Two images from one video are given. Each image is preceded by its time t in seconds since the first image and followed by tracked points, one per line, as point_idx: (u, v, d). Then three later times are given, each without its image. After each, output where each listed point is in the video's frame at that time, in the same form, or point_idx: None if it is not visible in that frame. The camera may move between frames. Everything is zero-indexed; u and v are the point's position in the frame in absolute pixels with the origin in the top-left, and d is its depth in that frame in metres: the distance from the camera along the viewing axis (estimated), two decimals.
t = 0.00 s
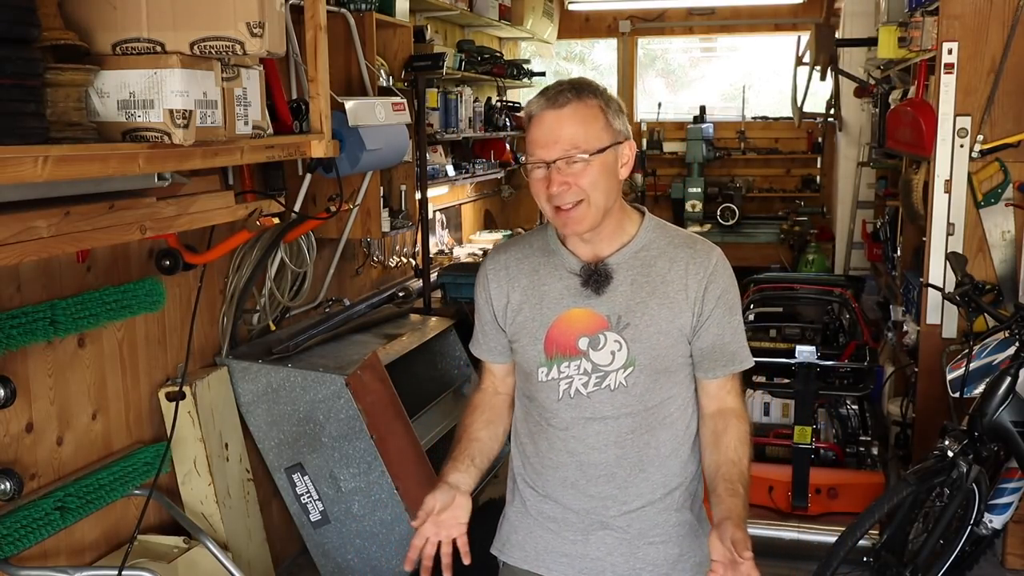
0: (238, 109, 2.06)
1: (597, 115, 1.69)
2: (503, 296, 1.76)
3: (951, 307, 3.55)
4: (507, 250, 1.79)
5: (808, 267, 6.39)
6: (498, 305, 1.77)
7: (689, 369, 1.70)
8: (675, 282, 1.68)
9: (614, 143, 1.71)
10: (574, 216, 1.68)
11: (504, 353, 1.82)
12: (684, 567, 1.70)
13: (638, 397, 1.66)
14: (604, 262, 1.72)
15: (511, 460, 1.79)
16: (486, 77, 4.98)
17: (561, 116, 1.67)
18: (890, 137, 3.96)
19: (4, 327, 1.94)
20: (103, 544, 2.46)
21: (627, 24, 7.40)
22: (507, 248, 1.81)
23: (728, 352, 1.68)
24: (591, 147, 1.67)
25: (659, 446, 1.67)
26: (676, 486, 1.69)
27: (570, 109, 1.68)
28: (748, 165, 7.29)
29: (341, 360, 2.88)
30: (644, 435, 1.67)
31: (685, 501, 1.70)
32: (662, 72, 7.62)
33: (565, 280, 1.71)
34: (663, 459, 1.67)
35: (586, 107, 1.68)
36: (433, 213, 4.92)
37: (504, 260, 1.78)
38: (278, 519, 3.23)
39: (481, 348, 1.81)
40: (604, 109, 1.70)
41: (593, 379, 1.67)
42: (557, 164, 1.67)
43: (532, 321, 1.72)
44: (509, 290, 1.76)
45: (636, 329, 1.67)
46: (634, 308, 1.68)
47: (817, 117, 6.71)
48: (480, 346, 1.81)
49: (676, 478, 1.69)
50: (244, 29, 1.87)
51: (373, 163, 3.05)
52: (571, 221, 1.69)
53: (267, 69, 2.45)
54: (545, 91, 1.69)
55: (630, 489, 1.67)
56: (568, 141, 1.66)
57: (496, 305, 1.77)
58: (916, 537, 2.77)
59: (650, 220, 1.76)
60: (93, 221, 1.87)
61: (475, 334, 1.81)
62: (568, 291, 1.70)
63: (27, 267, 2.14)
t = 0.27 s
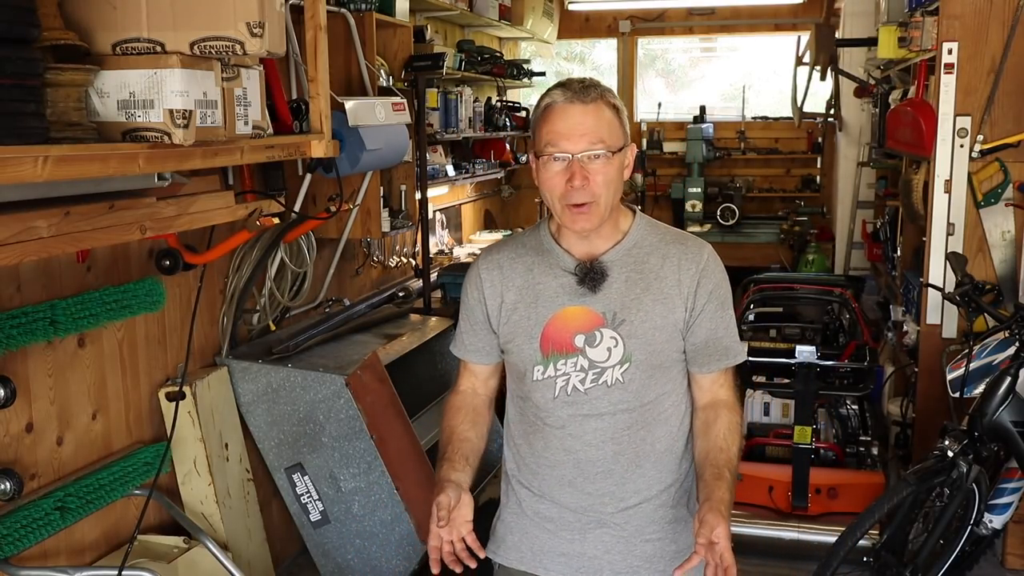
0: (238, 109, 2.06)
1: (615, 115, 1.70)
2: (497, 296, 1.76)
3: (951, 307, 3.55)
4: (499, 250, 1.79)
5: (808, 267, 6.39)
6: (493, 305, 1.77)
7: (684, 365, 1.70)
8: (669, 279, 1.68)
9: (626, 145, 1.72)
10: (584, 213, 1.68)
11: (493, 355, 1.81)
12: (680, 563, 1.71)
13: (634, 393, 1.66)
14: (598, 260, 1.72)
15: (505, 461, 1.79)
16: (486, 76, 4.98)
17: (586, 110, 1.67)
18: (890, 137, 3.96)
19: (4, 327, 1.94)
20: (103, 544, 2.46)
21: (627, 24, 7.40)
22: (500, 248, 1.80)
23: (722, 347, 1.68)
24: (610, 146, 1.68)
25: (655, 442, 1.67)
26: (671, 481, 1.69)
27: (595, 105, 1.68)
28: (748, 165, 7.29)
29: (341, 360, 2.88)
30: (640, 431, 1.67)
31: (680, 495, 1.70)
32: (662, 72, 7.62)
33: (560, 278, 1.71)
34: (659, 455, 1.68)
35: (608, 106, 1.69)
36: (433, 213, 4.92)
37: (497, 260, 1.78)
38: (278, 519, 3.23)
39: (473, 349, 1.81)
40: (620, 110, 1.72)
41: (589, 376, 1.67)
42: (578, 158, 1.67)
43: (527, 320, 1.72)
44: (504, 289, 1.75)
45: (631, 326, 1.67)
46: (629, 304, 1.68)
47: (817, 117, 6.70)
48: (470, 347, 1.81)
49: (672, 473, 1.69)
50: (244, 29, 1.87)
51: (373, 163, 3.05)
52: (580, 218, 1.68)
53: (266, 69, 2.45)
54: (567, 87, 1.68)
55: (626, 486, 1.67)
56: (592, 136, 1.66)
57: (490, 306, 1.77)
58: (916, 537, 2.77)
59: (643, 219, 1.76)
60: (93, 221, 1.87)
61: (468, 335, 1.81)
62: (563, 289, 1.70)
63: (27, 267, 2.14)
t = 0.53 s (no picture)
0: (238, 109, 2.06)
1: (619, 116, 1.70)
2: (499, 296, 1.76)
3: (951, 307, 3.55)
4: (502, 252, 1.79)
5: (808, 267, 6.39)
6: (495, 305, 1.77)
7: (685, 364, 1.70)
8: (669, 278, 1.68)
9: (629, 147, 1.72)
10: (584, 213, 1.68)
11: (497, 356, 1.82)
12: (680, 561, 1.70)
13: (635, 391, 1.66)
14: (600, 259, 1.72)
15: (507, 459, 1.79)
16: (487, 76, 4.98)
17: (590, 112, 1.67)
18: (890, 137, 3.96)
19: (4, 326, 1.94)
20: (103, 544, 2.46)
21: (627, 24, 7.40)
22: (503, 249, 1.80)
23: (723, 346, 1.68)
24: (613, 147, 1.68)
25: (656, 440, 1.67)
26: (673, 479, 1.69)
27: (599, 107, 1.68)
28: (748, 165, 7.29)
29: (341, 360, 2.88)
30: (641, 428, 1.67)
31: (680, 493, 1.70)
32: (662, 72, 7.62)
33: (561, 277, 1.71)
34: (660, 452, 1.68)
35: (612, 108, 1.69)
36: (433, 213, 4.92)
37: (499, 260, 1.78)
38: (278, 519, 3.23)
39: (476, 350, 1.82)
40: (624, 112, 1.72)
41: (590, 373, 1.67)
42: (581, 159, 1.67)
43: (529, 319, 1.72)
44: (506, 289, 1.75)
45: (632, 324, 1.67)
46: (630, 302, 1.68)
47: (818, 117, 6.70)
48: (475, 347, 1.82)
49: (673, 471, 1.69)
50: (244, 29, 1.87)
51: (373, 163, 3.05)
52: (580, 218, 1.69)
53: (266, 69, 2.45)
54: (572, 90, 1.68)
55: (627, 483, 1.67)
56: (595, 138, 1.67)
57: (492, 306, 1.77)
58: (916, 537, 2.77)
59: (644, 219, 1.76)
60: (93, 221, 1.87)
61: (473, 336, 1.81)
62: (565, 287, 1.70)
63: (27, 267, 2.14)
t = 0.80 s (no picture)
0: (238, 109, 2.06)
1: (620, 115, 1.70)
2: (501, 295, 1.77)
3: (951, 307, 3.55)
4: (504, 251, 1.79)
5: (808, 267, 6.39)
6: (497, 304, 1.77)
7: (686, 364, 1.70)
8: (670, 278, 1.68)
9: (630, 145, 1.72)
10: (585, 210, 1.68)
11: (499, 355, 1.82)
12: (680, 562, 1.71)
13: (635, 391, 1.66)
14: (601, 258, 1.72)
15: (507, 458, 1.79)
16: (487, 76, 4.98)
17: (590, 109, 1.67)
18: (890, 137, 3.96)
19: (4, 327, 1.94)
20: (103, 544, 2.46)
21: (627, 24, 7.40)
22: (505, 248, 1.81)
23: (725, 346, 1.68)
24: (612, 144, 1.68)
25: (656, 439, 1.68)
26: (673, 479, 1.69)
27: (599, 104, 1.68)
28: (748, 165, 7.29)
29: (341, 360, 2.88)
30: (641, 428, 1.67)
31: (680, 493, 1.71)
32: (662, 72, 7.62)
33: (562, 277, 1.71)
34: (661, 452, 1.68)
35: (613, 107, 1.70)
36: (433, 213, 4.92)
37: (501, 259, 1.78)
38: (278, 519, 3.23)
39: (479, 349, 1.82)
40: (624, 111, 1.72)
41: (591, 372, 1.66)
42: (581, 155, 1.67)
43: (530, 318, 1.72)
44: (507, 288, 1.75)
45: (633, 323, 1.67)
46: (631, 302, 1.68)
47: (817, 117, 6.70)
48: (478, 346, 1.82)
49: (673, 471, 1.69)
50: (244, 29, 1.87)
51: (373, 163, 3.05)
52: (581, 215, 1.68)
53: (266, 69, 2.45)
54: (571, 88, 1.69)
55: (627, 482, 1.67)
56: (595, 135, 1.67)
57: (494, 304, 1.77)
58: (916, 537, 2.77)
59: (645, 220, 1.76)
60: (93, 221, 1.87)
61: (475, 335, 1.82)
62: (565, 287, 1.70)
63: (27, 267, 2.14)
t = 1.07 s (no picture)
0: (238, 109, 2.06)
1: (620, 116, 1.70)
2: (502, 297, 1.77)
3: (951, 307, 3.55)
4: (505, 252, 1.79)
5: (808, 267, 6.40)
6: (498, 305, 1.77)
7: (687, 365, 1.70)
8: (671, 279, 1.68)
9: (630, 146, 1.72)
10: (583, 210, 1.68)
11: (500, 356, 1.82)
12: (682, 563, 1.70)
13: (636, 392, 1.66)
14: (601, 259, 1.72)
15: (509, 459, 1.79)
16: (487, 76, 4.98)
17: (590, 109, 1.67)
18: (890, 137, 3.96)
19: (4, 326, 1.94)
20: (103, 544, 2.46)
21: (627, 24, 7.40)
22: (506, 249, 1.81)
23: (726, 347, 1.68)
24: (612, 146, 1.68)
25: (657, 440, 1.68)
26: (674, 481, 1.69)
27: (599, 104, 1.68)
28: (748, 165, 7.29)
29: (341, 360, 2.88)
30: (642, 430, 1.67)
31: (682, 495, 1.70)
32: (662, 72, 7.62)
33: (562, 278, 1.71)
34: (662, 454, 1.68)
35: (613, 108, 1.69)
36: (433, 213, 4.92)
37: (502, 260, 1.78)
38: (278, 519, 3.23)
39: (480, 350, 1.82)
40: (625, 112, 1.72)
41: (591, 374, 1.67)
42: (580, 158, 1.67)
43: (530, 320, 1.72)
44: (508, 289, 1.76)
45: (633, 325, 1.67)
46: (631, 303, 1.68)
47: (817, 117, 6.70)
48: (479, 346, 1.82)
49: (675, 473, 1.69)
50: (244, 29, 1.87)
51: (373, 163, 3.05)
52: (579, 215, 1.68)
53: (266, 69, 2.45)
54: (572, 87, 1.68)
55: (629, 483, 1.67)
56: (595, 136, 1.66)
57: (495, 306, 1.77)
58: (916, 537, 2.77)
59: (646, 220, 1.76)
60: (93, 221, 1.87)
61: (477, 336, 1.82)
62: (566, 288, 1.70)
63: (27, 267, 2.14)
